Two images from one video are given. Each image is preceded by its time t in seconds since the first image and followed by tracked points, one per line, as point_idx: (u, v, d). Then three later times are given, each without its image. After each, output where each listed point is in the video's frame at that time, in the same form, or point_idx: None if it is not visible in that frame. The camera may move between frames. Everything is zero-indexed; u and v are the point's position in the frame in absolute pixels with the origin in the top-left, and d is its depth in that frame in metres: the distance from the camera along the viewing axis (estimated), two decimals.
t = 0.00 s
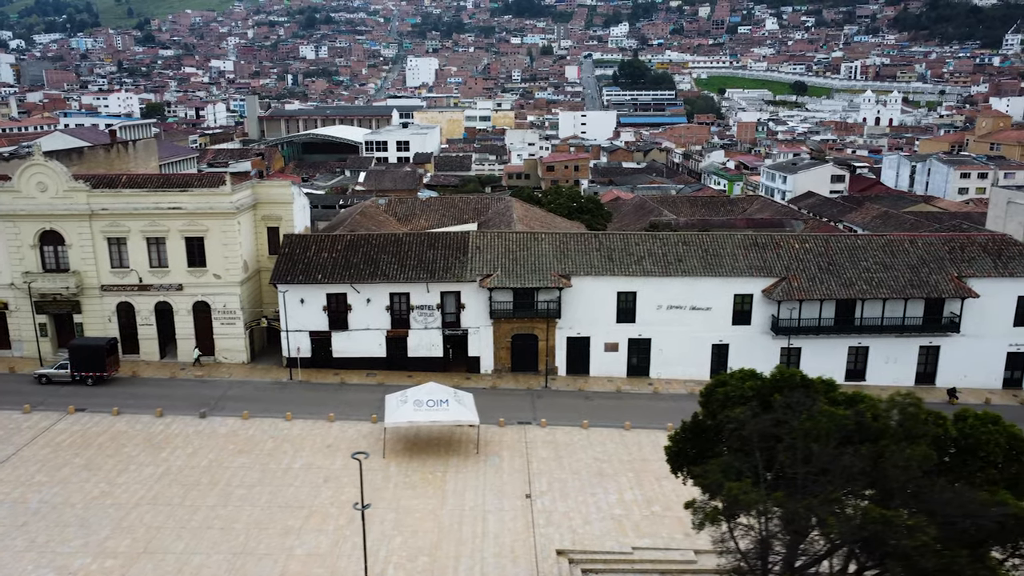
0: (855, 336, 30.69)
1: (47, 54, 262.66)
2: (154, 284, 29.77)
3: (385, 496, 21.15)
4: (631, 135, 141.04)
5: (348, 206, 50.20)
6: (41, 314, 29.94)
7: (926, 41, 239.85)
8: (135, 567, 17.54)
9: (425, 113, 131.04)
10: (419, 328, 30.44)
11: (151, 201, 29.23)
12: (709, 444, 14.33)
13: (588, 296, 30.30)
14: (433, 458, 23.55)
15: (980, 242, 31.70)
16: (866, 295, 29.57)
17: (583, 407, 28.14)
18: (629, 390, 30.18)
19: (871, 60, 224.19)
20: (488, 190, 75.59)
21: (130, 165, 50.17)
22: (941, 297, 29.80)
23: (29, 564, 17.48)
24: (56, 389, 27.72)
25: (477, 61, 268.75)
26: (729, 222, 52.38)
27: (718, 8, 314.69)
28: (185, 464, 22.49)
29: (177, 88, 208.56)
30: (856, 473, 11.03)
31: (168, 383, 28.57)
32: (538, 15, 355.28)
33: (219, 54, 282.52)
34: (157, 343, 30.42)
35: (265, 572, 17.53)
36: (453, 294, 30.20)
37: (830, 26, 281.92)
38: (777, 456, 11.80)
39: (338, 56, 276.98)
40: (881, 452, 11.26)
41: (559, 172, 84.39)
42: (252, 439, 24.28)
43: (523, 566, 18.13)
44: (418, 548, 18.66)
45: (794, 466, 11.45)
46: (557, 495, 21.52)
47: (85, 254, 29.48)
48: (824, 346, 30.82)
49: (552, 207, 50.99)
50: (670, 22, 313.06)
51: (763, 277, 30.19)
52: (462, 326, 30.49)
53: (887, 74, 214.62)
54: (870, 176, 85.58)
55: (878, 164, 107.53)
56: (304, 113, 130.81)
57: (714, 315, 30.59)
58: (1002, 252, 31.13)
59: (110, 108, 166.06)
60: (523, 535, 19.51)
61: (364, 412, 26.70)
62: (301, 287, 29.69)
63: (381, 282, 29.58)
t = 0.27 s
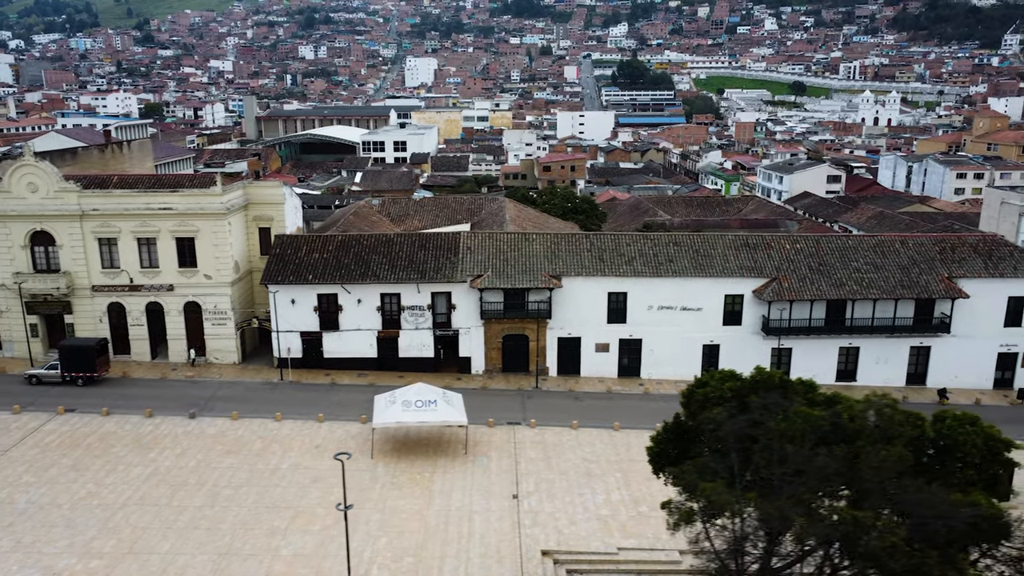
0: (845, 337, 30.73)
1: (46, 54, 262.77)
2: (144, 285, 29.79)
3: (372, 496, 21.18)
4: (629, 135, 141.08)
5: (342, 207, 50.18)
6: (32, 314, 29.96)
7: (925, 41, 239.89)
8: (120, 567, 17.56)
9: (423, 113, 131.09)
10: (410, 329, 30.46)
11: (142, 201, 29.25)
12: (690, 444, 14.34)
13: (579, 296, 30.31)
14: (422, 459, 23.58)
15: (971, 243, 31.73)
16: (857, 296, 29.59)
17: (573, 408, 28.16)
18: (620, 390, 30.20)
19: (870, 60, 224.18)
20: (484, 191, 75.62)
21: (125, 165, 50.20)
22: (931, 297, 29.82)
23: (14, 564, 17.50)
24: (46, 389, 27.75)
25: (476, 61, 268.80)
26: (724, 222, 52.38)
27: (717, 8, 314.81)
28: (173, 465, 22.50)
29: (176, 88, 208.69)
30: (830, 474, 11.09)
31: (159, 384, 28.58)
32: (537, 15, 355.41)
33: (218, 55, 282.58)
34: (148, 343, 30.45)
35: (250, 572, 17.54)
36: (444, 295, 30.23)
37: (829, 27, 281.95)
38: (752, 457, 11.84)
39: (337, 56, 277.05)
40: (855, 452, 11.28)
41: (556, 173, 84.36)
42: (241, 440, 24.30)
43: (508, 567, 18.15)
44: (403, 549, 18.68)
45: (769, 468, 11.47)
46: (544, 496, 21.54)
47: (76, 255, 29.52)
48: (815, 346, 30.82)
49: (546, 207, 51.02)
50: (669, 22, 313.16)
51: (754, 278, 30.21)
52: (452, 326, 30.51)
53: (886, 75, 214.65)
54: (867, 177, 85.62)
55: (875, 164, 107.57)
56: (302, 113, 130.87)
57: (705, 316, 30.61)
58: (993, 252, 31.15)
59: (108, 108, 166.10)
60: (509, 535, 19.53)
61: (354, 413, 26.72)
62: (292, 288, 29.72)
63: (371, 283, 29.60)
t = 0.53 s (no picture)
0: (835, 337, 30.77)
1: (46, 54, 263.20)
2: (134, 285, 29.80)
3: (358, 496, 21.22)
4: (627, 135, 141.16)
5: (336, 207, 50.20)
6: (22, 315, 29.98)
7: (924, 41, 239.98)
8: (104, 567, 17.60)
9: (420, 113, 131.14)
10: (400, 329, 30.48)
11: (132, 202, 29.27)
12: (671, 445, 14.32)
13: (568, 297, 30.35)
14: (409, 460, 23.60)
15: (961, 243, 31.75)
16: (847, 296, 29.61)
17: (562, 408, 28.17)
18: (610, 391, 30.21)
19: (869, 60, 224.20)
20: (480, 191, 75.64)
21: (119, 166, 50.22)
22: (921, 298, 29.86)
23: None
24: (36, 390, 27.77)
25: (475, 61, 268.93)
26: (718, 223, 52.42)
27: (716, 9, 314.90)
28: (160, 465, 22.51)
29: (175, 89, 208.80)
30: (800, 475, 11.14)
31: (149, 385, 28.60)
32: (536, 15, 355.70)
33: (217, 55, 282.72)
34: (139, 344, 30.48)
35: (234, 573, 17.57)
36: (434, 295, 30.26)
37: (828, 27, 282.24)
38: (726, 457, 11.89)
39: (335, 56, 277.24)
40: (827, 453, 11.35)
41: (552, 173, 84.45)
42: (229, 440, 24.29)
43: (491, 567, 18.18)
44: (388, 549, 18.70)
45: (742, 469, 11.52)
46: (530, 496, 21.56)
47: (66, 256, 29.53)
48: (804, 346, 30.86)
49: (540, 208, 51.07)
50: (668, 22, 313.32)
51: (744, 278, 30.23)
52: (443, 327, 30.54)
53: (885, 75, 214.81)
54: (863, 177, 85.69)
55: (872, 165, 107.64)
56: (300, 114, 130.94)
57: (695, 316, 30.63)
58: (983, 253, 31.19)
59: (106, 109, 166.18)
60: (493, 536, 19.55)
61: (343, 413, 26.76)
62: (282, 289, 29.74)
63: (361, 283, 29.64)
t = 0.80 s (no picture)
0: (825, 337, 30.80)
1: (45, 54, 263.38)
2: (124, 286, 29.82)
3: (344, 496, 21.24)
4: (625, 135, 141.24)
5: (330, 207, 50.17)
6: (12, 315, 29.99)
7: (923, 41, 239.94)
8: (86, 567, 17.62)
9: (418, 113, 131.13)
10: (390, 329, 30.50)
11: (121, 202, 29.28)
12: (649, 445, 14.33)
13: (558, 297, 30.36)
14: (396, 460, 23.62)
15: (951, 244, 31.78)
16: (836, 297, 29.64)
17: (551, 409, 28.19)
18: (599, 391, 30.22)
19: (868, 60, 224.22)
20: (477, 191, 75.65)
21: (114, 166, 50.24)
22: (911, 298, 29.89)
23: None
24: (24, 390, 27.78)
25: (474, 61, 268.98)
26: (711, 223, 52.47)
27: (715, 9, 314.95)
28: (147, 465, 22.53)
29: (173, 89, 208.83)
30: (769, 474, 11.15)
31: (138, 385, 28.61)
32: (535, 15, 355.95)
33: (216, 55, 282.86)
34: (129, 344, 30.50)
35: (216, 573, 17.58)
36: (424, 295, 30.27)
37: (827, 27, 282.36)
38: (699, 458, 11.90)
39: (334, 56, 277.28)
40: (799, 454, 11.36)
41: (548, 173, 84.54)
42: (217, 440, 24.30)
43: (474, 567, 18.19)
44: (371, 550, 18.72)
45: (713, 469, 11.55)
46: (515, 497, 21.57)
47: (56, 256, 29.54)
48: (794, 347, 30.89)
49: (533, 208, 51.13)
50: (667, 22, 313.44)
51: (733, 279, 30.25)
52: (433, 327, 30.55)
53: (884, 75, 214.81)
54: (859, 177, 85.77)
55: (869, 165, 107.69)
56: (297, 114, 130.97)
57: (684, 316, 30.65)
58: (973, 253, 31.22)
59: (105, 109, 166.25)
60: (478, 536, 19.56)
61: (331, 413, 26.79)
62: (271, 289, 29.76)
63: (351, 283, 29.66)
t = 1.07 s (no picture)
0: (815, 338, 30.83)
1: (44, 54, 263.52)
2: (114, 286, 29.85)
3: (329, 497, 21.25)
4: (622, 135, 141.31)
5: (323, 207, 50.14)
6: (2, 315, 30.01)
7: (922, 41, 240.02)
8: (68, 567, 17.63)
9: (415, 113, 131.10)
10: (380, 330, 30.53)
11: (111, 202, 29.31)
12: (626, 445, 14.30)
13: (547, 297, 30.38)
14: (383, 460, 23.65)
15: (941, 244, 31.81)
16: (825, 297, 29.67)
17: (539, 409, 28.21)
18: (588, 391, 30.24)
19: (866, 61, 224.31)
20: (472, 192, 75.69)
21: (107, 166, 50.28)
22: (900, 298, 29.92)
23: None
24: (13, 390, 27.80)
25: (473, 61, 269.03)
26: (705, 223, 52.51)
27: (714, 9, 315.05)
28: (133, 465, 22.55)
29: (172, 89, 208.85)
30: (739, 474, 11.20)
31: (127, 385, 28.64)
32: (535, 16, 356.17)
33: (215, 55, 282.91)
34: (118, 344, 30.53)
35: (198, 573, 17.57)
36: (414, 295, 30.30)
37: (826, 27, 282.53)
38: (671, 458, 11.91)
39: (333, 56, 277.39)
40: (769, 455, 11.37)
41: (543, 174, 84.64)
42: (204, 440, 24.31)
43: (456, 567, 18.20)
44: (354, 550, 18.73)
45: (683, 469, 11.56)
46: (500, 497, 21.59)
47: (45, 256, 29.57)
48: (783, 347, 30.92)
49: (527, 208, 51.24)
50: (667, 22, 313.58)
51: (722, 279, 30.28)
52: (422, 327, 30.58)
53: (882, 75, 214.90)
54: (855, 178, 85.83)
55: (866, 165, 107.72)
56: (295, 114, 130.98)
57: (674, 317, 30.67)
58: (962, 253, 31.24)
59: (103, 109, 166.30)
60: (461, 536, 19.58)
61: (320, 413, 26.79)
62: (261, 289, 29.77)
63: (340, 284, 29.68)
